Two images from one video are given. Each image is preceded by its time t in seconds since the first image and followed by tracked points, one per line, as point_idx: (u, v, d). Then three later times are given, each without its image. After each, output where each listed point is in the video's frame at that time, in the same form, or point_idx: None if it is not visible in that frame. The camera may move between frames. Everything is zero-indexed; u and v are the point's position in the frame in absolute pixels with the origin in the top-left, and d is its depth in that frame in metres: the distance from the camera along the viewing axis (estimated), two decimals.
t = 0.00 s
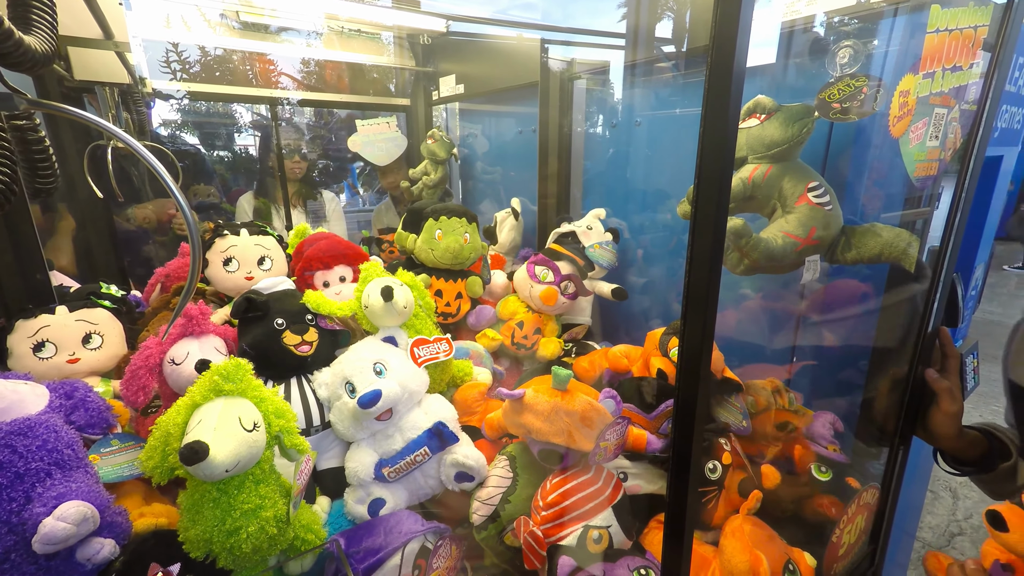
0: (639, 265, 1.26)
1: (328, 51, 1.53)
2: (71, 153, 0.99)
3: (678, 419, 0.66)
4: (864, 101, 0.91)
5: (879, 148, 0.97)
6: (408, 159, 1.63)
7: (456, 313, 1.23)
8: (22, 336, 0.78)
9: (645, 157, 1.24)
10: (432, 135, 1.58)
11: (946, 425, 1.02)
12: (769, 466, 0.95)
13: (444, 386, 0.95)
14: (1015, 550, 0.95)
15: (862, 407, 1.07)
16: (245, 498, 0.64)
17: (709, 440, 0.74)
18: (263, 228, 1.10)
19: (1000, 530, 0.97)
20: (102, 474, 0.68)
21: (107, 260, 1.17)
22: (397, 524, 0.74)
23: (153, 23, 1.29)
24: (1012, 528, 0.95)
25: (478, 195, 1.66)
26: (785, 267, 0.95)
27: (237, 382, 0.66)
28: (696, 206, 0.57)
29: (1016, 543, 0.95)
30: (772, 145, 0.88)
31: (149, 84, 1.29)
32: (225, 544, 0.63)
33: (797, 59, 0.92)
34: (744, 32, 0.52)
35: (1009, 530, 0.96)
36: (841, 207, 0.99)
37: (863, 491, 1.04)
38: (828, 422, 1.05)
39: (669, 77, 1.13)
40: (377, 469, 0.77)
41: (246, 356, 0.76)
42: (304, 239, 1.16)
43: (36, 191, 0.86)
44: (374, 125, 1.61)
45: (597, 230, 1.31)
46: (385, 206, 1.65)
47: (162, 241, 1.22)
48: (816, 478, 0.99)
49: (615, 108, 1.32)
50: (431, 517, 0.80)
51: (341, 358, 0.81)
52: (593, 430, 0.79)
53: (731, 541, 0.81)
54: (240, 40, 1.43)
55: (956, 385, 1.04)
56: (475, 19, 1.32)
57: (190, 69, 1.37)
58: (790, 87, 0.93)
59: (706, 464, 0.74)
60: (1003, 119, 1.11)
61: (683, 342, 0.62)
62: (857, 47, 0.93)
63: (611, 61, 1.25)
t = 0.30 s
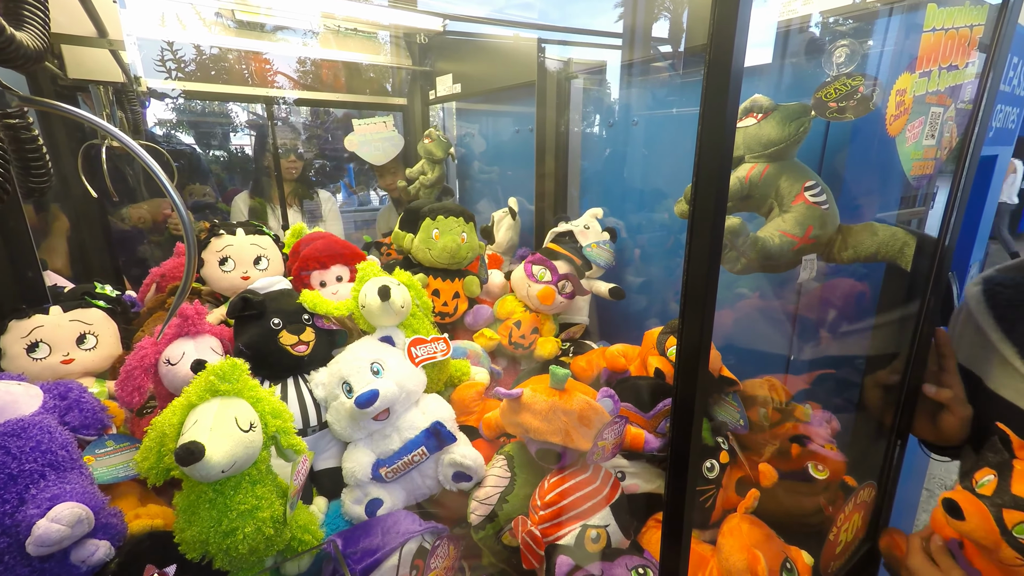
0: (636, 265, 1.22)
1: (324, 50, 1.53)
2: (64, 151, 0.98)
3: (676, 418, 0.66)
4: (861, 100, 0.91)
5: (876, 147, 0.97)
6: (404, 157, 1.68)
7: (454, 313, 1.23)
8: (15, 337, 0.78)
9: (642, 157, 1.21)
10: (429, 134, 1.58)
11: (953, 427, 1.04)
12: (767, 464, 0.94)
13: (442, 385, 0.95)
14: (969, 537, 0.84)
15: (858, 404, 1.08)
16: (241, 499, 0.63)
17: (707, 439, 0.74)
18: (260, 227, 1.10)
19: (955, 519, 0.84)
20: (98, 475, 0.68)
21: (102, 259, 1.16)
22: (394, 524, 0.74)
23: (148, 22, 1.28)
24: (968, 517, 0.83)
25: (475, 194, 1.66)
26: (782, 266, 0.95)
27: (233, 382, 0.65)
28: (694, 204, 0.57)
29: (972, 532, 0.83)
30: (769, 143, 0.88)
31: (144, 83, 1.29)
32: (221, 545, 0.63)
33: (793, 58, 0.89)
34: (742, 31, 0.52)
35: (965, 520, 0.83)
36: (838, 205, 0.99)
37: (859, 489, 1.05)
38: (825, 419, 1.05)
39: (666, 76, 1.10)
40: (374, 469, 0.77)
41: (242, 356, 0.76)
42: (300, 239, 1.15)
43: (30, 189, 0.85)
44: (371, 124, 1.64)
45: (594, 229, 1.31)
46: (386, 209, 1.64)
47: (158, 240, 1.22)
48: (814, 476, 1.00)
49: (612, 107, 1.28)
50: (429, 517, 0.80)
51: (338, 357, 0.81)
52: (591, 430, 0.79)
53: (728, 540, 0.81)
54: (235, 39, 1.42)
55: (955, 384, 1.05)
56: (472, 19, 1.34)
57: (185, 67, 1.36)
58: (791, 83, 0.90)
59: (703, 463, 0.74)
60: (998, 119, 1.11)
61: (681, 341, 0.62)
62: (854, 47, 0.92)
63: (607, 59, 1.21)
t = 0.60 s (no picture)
0: (634, 265, 1.24)
1: (322, 50, 1.52)
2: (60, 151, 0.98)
3: (673, 418, 0.66)
4: (858, 101, 0.90)
5: (871, 147, 0.97)
6: (403, 158, 1.70)
7: (452, 314, 1.23)
8: (11, 338, 0.77)
9: (639, 157, 1.21)
10: (427, 134, 1.61)
11: (949, 424, 1.05)
12: (764, 463, 0.95)
13: (440, 386, 0.95)
14: (957, 521, 0.87)
15: (855, 404, 1.08)
16: (239, 500, 0.63)
17: (704, 439, 0.74)
18: (257, 228, 1.10)
19: (943, 503, 0.87)
20: (94, 476, 0.68)
21: (99, 259, 1.15)
22: (392, 524, 0.74)
23: (145, 22, 1.28)
24: (956, 500, 0.86)
25: (473, 194, 1.66)
26: (780, 266, 0.95)
27: (230, 382, 0.65)
28: (690, 204, 0.57)
29: (959, 515, 0.86)
30: (767, 144, 0.88)
31: (141, 82, 1.29)
32: (219, 546, 0.63)
33: (791, 59, 0.91)
34: (738, 32, 0.52)
35: (952, 503, 0.86)
36: (834, 205, 1.00)
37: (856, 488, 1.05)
38: (821, 419, 1.04)
39: (664, 77, 1.12)
40: (372, 470, 0.77)
41: (239, 357, 0.76)
42: (298, 239, 1.15)
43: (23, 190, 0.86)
44: (369, 125, 1.66)
45: (591, 230, 1.30)
46: (386, 207, 1.67)
47: (155, 241, 1.21)
48: (811, 475, 1.00)
49: (610, 107, 1.27)
50: (427, 517, 0.80)
51: (336, 358, 0.81)
52: (588, 430, 0.79)
53: (726, 540, 0.81)
54: (233, 39, 1.42)
55: (950, 382, 1.06)
56: (469, 19, 1.33)
57: (182, 68, 1.36)
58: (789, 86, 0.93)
59: (701, 462, 0.74)
60: (993, 120, 1.11)
61: (678, 341, 0.62)
62: (851, 47, 0.92)
63: (605, 60, 1.21)
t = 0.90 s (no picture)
0: (632, 264, 1.22)
1: (319, 49, 1.52)
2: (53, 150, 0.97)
3: (673, 417, 0.66)
4: (856, 99, 0.91)
5: (869, 145, 0.97)
6: (400, 156, 1.63)
7: (449, 313, 1.23)
8: (4, 338, 0.76)
9: (636, 156, 1.20)
10: (424, 134, 1.56)
11: (942, 422, 1.05)
12: (762, 462, 0.95)
13: (438, 385, 0.94)
14: (929, 496, 0.87)
15: (854, 403, 1.08)
16: (235, 501, 0.63)
17: (703, 438, 0.74)
18: (253, 227, 1.09)
19: (917, 477, 0.88)
20: (88, 478, 0.67)
21: (93, 259, 1.15)
22: (390, 525, 0.74)
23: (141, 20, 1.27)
24: (930, 475, 0.86)
25: (471, 194, 1.65)
26: (779, 265, 0.95)
27: (227, 382, 0.64)
28: (690, 202, 0.57)
29: (931, 489, 0.86)
30: (766, 142, 0.88)
31: (136, 81, 1.29)
32: (215, 547, 0.62)
33: (789, 57, 0.90)
34: (739, 30, 0.52)
35: (926, 478, 0.87)
36: (832, 204, 1.00)
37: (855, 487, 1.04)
38: (820, 420, 1.04)
39: (662, 76, 1.10)
40: (370, 470, 0.76)
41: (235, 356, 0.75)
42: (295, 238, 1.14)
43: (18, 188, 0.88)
44: (366, 124, 1.62)
45: (590, 228, 1.32)
46: (386, 203, 1.62)
47: (150, 240, 1.20)
48: (809, 474, 1.01)
49: (608, 107, 1.27)
50: (424, 518, 0.80)
51: (333, 358, 0.80)
52: (587, 430, 0.78)
53: (725, 540, 0.81)
54: (229, 37, 1.41)
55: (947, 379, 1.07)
56: (468, 18, 1.31)
57: (178, 66, 1.36)
58: (788, 83, 0.91)
59: (699, 461, 0.74)
60: (991, 118, 1.12)
61: (678, 339, 0.62)
62: (848, 46, 0.92)
63: (603, 59, 1.23)
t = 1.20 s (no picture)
0: (631, 263, 1.23)
1: (318, 49, 1.52)
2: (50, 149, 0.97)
3: (671, 417, 0.66)
4: (854, 99, 0.91)
5: (867, 145, 0.98)
6: (400, 156, 1.63)
7: (448, 313, 1.23)
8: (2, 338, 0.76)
9: (635, 157, 1.20)
10: (423, 134, 1.57)
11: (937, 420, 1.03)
12: (761, 461, 0.95)
13: (437, 385, 0.94)
14: (921, 501, 0.86)
15: (852, 403, 1.08)
16: (234, 501, 0.63)
17: (702, 437, 0.74)
18: (252, 227, 1.09)
19: (908, 483, 0.86)
20: (86, 478, 0.67)
21: (92, 259, 1.14)
22: (389, 525, 0.74)
23: (140, 20, 1.27)
24: (920, 480, 0.85)
25: (470, 194, 1.65)
26: (777, 265, 0.95)
27: (226, 382, 0.64)
28: (688, 203, 0.57)
29: (923, 495, 0.85)
30: (764, 142, 0.88)
31: (134, 81, 1.29)
32: (213, 547, 0.62)
33: (787, 58, 0.90)
34: (737, 31, 0.52)
35: (917, 483, 0.85)
36: (830, 204, 1.00)
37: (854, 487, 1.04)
38: (819, 419, 1.04)
39: (660, 76, 1.10)
40: (369, 470, 0.76)
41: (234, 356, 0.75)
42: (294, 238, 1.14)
43: (16, 188, 0.87)
44: (365, 123, 1.62)
45: (588, 228, 1.31)
46: (385, 205, 1.62)
47: (149, 240, 1.19)
48: (808, 473, 1.01)
49: (606, 107, 1.27)
50: (424, 518, 0.80)
51: (332, 358, 0.80)
52: (586, 429, 0.78)
53: (724, 539, 0.81)
54: (227, 37, 1.41)
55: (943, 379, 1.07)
56: (466, 18, 1.31)
57: (177, 66, 1.35)
58: (786, 84, 0.92)
59: (698, 461, 0.74)
60: (988, 118, 1.12)
61: (675, 339, 0.62)
62: (846, 47, 0.93)
63: (602, 59, 1.22)
